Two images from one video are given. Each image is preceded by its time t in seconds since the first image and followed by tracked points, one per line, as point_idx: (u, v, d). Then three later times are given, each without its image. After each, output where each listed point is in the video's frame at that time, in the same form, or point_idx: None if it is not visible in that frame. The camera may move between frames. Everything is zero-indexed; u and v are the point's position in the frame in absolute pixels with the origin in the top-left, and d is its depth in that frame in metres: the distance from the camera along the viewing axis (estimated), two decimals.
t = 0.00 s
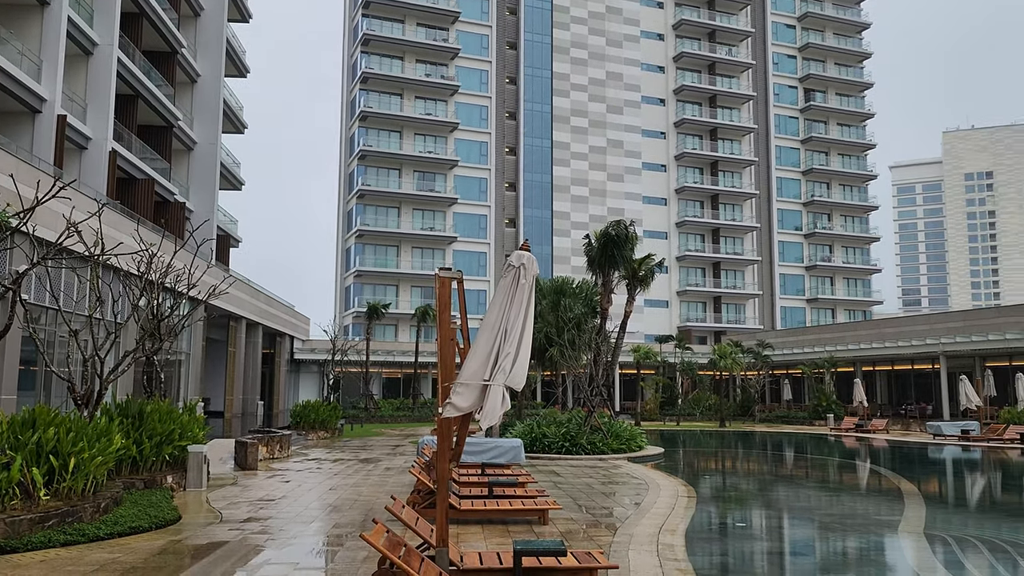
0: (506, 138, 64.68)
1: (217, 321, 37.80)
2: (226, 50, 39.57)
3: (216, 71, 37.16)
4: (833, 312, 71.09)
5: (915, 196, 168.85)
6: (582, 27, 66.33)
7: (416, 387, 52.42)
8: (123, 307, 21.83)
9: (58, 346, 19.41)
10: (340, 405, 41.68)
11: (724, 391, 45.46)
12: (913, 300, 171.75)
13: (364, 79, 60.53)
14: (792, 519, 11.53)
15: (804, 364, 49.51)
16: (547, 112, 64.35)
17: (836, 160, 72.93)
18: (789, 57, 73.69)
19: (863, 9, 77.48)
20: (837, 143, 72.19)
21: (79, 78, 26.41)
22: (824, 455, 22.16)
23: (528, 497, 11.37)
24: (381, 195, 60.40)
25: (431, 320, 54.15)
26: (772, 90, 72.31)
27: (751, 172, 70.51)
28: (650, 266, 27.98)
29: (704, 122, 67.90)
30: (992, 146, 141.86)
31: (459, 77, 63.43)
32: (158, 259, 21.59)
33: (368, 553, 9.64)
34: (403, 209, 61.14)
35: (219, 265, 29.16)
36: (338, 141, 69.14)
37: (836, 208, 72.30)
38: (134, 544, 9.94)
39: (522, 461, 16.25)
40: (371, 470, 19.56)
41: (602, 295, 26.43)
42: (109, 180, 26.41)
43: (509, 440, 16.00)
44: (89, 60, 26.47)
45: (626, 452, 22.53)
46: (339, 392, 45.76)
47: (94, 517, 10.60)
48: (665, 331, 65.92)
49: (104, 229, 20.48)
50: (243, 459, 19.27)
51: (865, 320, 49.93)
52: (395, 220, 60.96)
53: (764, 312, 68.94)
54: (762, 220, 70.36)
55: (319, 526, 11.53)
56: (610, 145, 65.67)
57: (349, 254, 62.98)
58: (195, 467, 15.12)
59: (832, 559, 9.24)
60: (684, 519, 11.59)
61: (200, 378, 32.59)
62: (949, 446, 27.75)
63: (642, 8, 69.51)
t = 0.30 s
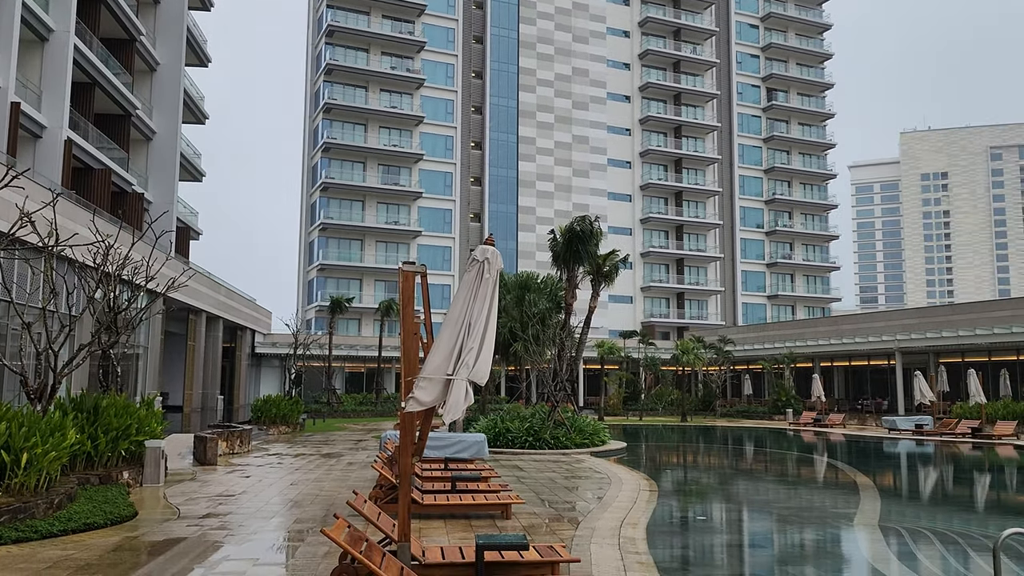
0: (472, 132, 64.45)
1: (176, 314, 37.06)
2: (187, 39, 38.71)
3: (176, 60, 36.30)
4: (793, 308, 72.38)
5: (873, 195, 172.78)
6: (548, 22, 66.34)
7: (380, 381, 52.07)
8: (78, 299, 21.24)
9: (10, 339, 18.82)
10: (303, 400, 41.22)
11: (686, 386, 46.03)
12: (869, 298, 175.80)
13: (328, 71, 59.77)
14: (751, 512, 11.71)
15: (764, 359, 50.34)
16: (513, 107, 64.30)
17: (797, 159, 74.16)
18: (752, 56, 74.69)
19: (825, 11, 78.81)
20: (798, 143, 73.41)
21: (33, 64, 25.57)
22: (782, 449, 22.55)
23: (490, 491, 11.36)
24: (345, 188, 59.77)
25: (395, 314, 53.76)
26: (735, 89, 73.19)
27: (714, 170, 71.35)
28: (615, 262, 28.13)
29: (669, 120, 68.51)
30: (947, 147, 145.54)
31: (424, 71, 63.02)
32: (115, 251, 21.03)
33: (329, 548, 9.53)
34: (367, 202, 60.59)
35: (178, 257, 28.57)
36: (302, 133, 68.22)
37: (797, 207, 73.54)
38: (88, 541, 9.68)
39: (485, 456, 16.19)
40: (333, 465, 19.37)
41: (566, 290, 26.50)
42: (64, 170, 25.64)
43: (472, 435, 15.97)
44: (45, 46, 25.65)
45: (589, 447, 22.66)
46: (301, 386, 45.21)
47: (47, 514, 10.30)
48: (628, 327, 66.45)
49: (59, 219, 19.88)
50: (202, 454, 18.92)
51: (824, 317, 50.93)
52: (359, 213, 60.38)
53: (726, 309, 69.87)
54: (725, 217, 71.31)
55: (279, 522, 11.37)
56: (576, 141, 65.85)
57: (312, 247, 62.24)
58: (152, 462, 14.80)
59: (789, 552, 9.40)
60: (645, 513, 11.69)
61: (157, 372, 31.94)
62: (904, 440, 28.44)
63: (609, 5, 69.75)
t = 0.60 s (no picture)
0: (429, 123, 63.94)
1: (123, 304, 36.03)
2: (136, 22, 37.51)
3: (124, 44, 35.16)
4: (746, 302, 73.74)
5: (823, 192, 177.01)
6: (507, 14, 66.12)
7: (334, 373, 51.47)
8: (19, 289, 20.44)
9: None
10: (255, 392, 40.50)
11: (640, 378, 46.59)
12: (819, 292, 180.28)
13: (282, 58, 58.58)
14: (702, 502, 11.90)
15: (717, 352, 51.21)
16: (471, 98, 63.99)
17: (751, 155, 75.43)
18: (708, 53, 75.63)
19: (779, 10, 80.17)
20: (751, 139, 74.64)
21: None
22: (734, 441, 22.98)
23: (445, 483, 11.31)
24: (299, 178, 58.79)
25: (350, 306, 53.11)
26: (691, 85, 74.06)
27: (670, 164, 72.20)
28: (571, 255, 28.21)
29: (626, 114, 69.02)
30: (894, 146, 149.64)
31: (381, 60, 62.26)
32: (59, 238, 20.29)
33: (280, 542, 9.37)
34: (322, 192, 59.70)
35: (126, 246, 27.72)
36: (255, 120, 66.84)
37: (750, 202, 74.85)
38: (29, 537, 9.33)
39: (440, 448, 16.11)
40: (286, 457, 19.08)
41: (523, 282, 26.50)
42: (6, 156, 24.62)
43: (428, 427, 15.86)
44: None
45: (544, 439, 22.75)
46: (254, 378, 44.43)
47: None
48: (584, 319, 66.90)
49: None
50: (149, 447, 18.44)
51: (775, 311, 52.00)
52: (314, 204, 59.48)
53: (680, 302, 70.89)
54: (680, 212, 72.21)
55: (229, 515, 11.13)
56: (533, 133, 65.87)
57: (265, 237, 61.12)
58: (97, 456, 14.36)
59: (740, 541, 9.57)
60: (599, 504, 11.77)
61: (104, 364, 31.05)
62: (850, 431, 29.23)
63: None
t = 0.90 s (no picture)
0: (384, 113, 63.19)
1: (67, 293, 34.87)
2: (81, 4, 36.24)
3: (69, 27, 33.89)
4: (699, 295, 74.86)
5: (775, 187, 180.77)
6: (464, 4, 65.71)
7: (287, 364, 50.67)
8: None
9: None
10: (205, 384, 39.62)
11: (595, 370, 46.96)
12: (770, 286, 184.16)
13: (234, 43, 57.17)
14: (654, 492, 12.05)
15: (671, 344, 51.93)
16: (427, 88, 63.48)
17: (706, 150, 76.45)
18: (664, 48, 76.37)
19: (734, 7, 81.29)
20: (706, 134, 75.67)
21: None
22: (686, 432, 23.31)
23: (398, 475, 11.22)
24: (251, 167, 57.53)
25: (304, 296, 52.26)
26: (648, 79, 74.73)
27: (626, 158, 72.80)
28: (527, 246, 28.18)
29: (583, 107, 69.30)
30: (843, 143, 153.25)
31: (336, 48, 61.29)
32: None
33: (229, 535, 9.17)
34: (275, 181, 58.56)
35: (69, 234, 26.78)
36: (206, 106, 65.24)
37: (705, 196, 75.93)
38: None
39: (393, 440, 15.99)
40: (236, 450, 18.70)
41: (478, 273, 26.42)
42: None
43: (381, 419, 15.73)
44: None
45: (499, 431, 22.75)
46: (204, 369, 43.50)
47: None
48: (540, 311, 67.13)
49: None
50: (93, 440, 17.87)
51: (727, 304, 52.90)
52: (266, 192, 58.33)
53: (636, 295, 71.66)
54: (635, 205, 72.91)
55: (177, 509, 10.87)
56: (490, 125, 65.66)
57: (216, 226, 59.77)
58: (39, 449, 13.88)
59: (692, 530, 9.70)
60: (552, 495, 11.82)
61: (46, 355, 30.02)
62: (798, 422, 29.94)
63: None
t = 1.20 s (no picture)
0: (340, 103, 62.28)
1: (9, 284, 33.57)
2: None
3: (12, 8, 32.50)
4: (655, 289, 75.70)
5: (729, 182, 183.85)
6: None
7: (239, 357, 49.68)
8: None
9: None
10: (153, 377, 38.60)
11: (551, 363, 47.16)
12: (723, 281, 187.37)
13: (184, 29, 55.61)
14: (609, 483, 12.13)
15: (626, 337, 52.46)
16: (384, 79, 62.75)
17: (662, 145, 77.29)
18: (621, 42, 76.86)
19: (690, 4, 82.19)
20: (662, 129, 76.48)
21: None
22: (641, 424, 23.58)
23: (351, 468, 11.05)
24: (202, 155, 56.10)
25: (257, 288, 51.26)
26: (605, 74, 75.17)
27: (583, 152, 73.25)
28: (483, 239, 28.10)
29: (540, 100, 69.35)
30: (796, 140, 156.49)
31: (291, 36, 60.11)
32: None
33: (177, 530, 8.93)
34: (227, 170, 57.20)
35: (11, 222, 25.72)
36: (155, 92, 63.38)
37: (660, 191, 76.77)
38: None
39: (347, 434, 15.78)
40: (185, 444, 18.26)
41: (434, 266, 26.24)
42: None
43: (334, 412, 15.50)
44: None
45: (454, 423, 22.69)
46: (153, 361, 42.38)
47: None
48: (496, 305, 67.15)
49: None
50: (36, 435, 17.25)
51: (682, 298, 53.66)
52: (218, 182, 56.99)
53: (592, 288, 72.22)
54: (592, 199, 73.38)
55: (124, 504, 10.54)
56: (447, 117, 65.24)
57: (166, 215, 58.21)
58: None
59: (646, 521, 9.80)
60: (507, 487, 11.80)
61: None
62: (750, 414, 30.54)
63: None
